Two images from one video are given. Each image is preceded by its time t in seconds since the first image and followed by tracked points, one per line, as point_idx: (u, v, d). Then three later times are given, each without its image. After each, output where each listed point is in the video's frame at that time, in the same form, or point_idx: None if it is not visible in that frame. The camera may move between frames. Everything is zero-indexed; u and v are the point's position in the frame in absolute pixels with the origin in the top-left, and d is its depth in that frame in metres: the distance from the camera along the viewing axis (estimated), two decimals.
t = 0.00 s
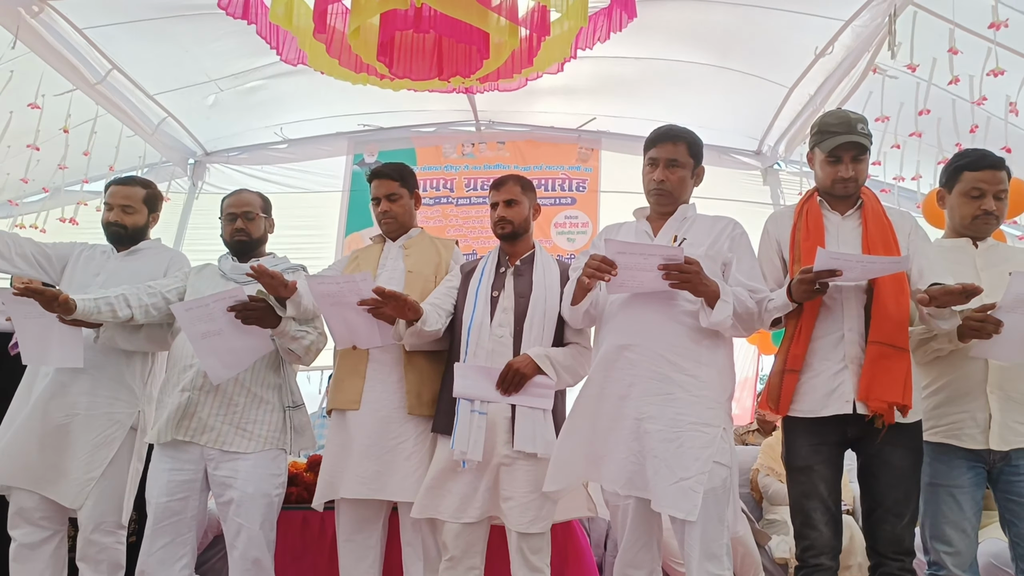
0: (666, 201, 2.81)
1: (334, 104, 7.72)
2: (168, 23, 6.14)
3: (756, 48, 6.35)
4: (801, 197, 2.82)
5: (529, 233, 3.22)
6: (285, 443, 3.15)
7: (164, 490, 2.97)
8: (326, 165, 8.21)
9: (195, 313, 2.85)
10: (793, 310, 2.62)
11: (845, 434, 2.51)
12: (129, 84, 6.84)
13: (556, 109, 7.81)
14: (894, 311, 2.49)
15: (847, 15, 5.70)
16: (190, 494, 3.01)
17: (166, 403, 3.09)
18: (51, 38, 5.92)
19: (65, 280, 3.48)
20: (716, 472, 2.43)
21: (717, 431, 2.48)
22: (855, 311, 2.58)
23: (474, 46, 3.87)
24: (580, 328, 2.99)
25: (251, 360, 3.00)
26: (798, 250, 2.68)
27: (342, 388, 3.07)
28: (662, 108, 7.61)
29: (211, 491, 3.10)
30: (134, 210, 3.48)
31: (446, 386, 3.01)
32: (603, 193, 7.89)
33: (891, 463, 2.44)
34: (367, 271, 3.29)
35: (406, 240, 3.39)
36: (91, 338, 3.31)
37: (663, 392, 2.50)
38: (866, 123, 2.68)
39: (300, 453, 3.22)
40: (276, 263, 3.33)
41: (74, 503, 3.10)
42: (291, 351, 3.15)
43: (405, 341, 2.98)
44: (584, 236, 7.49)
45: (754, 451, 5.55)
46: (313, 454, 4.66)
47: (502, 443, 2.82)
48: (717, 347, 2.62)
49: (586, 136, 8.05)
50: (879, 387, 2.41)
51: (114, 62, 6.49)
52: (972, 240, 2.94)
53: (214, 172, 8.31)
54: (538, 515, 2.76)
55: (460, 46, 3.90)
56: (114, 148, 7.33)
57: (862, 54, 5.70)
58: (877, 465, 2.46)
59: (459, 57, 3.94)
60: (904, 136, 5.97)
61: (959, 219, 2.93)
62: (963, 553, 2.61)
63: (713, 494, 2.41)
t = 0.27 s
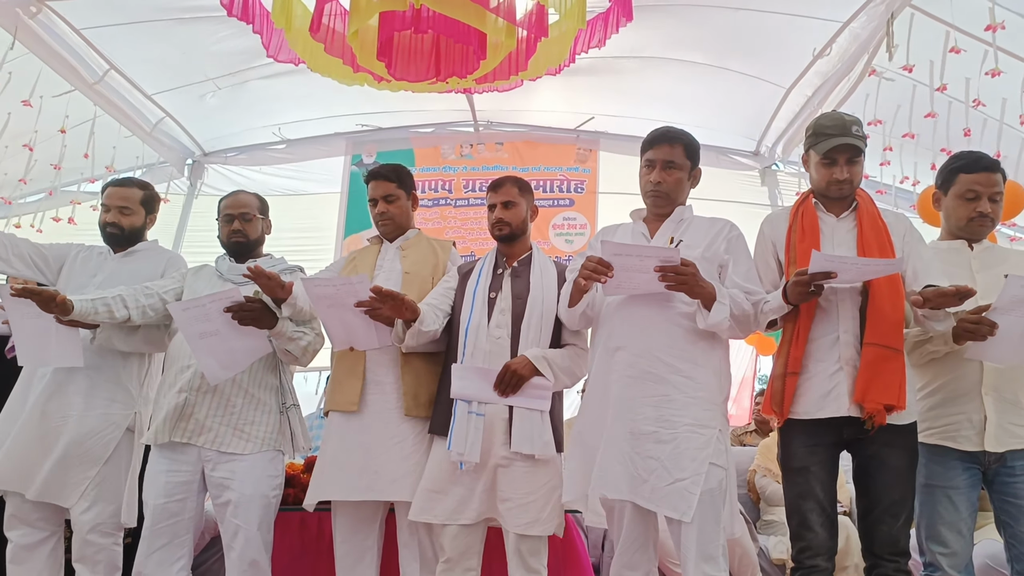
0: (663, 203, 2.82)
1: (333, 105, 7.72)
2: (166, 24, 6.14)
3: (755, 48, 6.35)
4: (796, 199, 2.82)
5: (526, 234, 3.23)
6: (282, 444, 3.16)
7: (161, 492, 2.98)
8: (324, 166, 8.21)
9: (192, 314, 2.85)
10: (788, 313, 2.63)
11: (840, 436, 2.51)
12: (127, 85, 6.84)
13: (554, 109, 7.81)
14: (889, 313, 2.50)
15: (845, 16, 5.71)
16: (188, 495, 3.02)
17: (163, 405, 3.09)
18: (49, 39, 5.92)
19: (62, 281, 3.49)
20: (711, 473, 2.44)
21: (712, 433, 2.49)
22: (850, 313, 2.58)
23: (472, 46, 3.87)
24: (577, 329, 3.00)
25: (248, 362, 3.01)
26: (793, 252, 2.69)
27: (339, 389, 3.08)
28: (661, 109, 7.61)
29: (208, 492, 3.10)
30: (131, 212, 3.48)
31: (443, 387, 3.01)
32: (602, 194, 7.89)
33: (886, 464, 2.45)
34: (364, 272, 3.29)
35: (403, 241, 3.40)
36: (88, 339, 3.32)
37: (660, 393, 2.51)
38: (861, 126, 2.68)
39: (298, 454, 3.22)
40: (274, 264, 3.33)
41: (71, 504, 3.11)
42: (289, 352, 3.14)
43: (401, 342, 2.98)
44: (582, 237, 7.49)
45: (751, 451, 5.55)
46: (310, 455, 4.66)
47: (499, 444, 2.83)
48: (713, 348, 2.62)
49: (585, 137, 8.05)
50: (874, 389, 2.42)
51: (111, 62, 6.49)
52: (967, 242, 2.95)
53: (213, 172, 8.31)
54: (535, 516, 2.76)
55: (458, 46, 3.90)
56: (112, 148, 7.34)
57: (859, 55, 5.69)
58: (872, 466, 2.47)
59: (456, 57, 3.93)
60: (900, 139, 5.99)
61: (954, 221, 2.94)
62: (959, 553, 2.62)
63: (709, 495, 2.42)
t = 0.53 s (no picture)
0: (659, 205, 2.82)
1: (330, 105, 7.73)
2: (163, 25, 6.15)
3: (752, 49, 6.36)
4: (792, 200, 2.83)
5: (523, 236, 3.23)
6: (280, 445, 3.16)
7: (158, 494, 2.98)
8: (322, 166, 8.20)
9: (188, 316, 2.86)
10: (783, 314, 2.63)
11: (836, 437, 2.52)
12: (125, 85, 6.83)
13: (552, 110, 7.82)
14: (884, 315, 2.51)
15: (841, 18, 5.72)
16: (184, 497, 3.02)
17: (159, 407, 3.10)
18: (46, 40, 5.90)
19: (59, 283, 3.48)
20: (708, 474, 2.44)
21: (709, 434, 2.49)
22: (846, 314, 2.59)
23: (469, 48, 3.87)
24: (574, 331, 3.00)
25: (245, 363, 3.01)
26: (788, 254, 2.70)
27: (337, 390, 3.08)
28: (657, 109, 7.63)
29: (205, 494, 3.10)
30: (128, 213, 3.48)
31: (440, 388, 3.02)
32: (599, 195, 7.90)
33: (882, 466, 2.46)
34: (361, 274, 3.29)
35: (400, 243, 3.40)
36: (84, 341, 3.32)
37: (657, 395, 2.52)
38: (856, 128, 2.69)
39: (293, 455, 3.21)
40: (271, 265, 3.33)
41: (68, 505, 3.11)
42: (285, 353, 3.14)
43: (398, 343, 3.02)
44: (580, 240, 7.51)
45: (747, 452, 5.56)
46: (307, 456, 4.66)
47: (496, 445, 2.84)
48: (709, 350, 2.63)
49: (582, 138, 8.06)
50: (870, 391, 2.43)
51: (108, 63, 6.49)
52: (962, 244, 2.96)
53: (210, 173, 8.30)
54: (532, 518, 2.77)
55: (454, 47, 3.90)
56: (110, 148, 7.36)
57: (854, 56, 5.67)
58: (868, 468, 2.47)
59: (452, 58, 3.92)
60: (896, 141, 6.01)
61: (949, 223, 2.95)
62: (954, 555, 2.63)
63: (705, 497, 2.43)
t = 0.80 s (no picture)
0: (657, 205, 2.82)
1: (328, 105, 7.72)
2: (160, 23, 6.14)
3: (750, 50, 6.36)
4: (789, 200, 2.83)
5: (520, 235, 3.23)
6: (277, 446, 3.16)
7: (154, 493, 2.97)
8: (320, 166, 8.19)
9: (184, 314, 2.86)
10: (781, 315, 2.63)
11: (833, 437, 2.52)
12: (122, 85, 6.82)
13: (550, 110, 7.82)
14: (882, 314, 2.51)
15: (839, 18, 5.73)
16: (181, 497, 3.01)
17: (155, 408, 3.09)
18: (42, 38, 5.89)
19: (55, 282, 3.48)
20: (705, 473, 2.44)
21: (707, 434, 2.49)
22: (844, 314, 2.58)
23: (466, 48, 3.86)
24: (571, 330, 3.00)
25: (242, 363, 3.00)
26: (786, 253, 2.69)
27: (334, 391, 3.07)
28: (655, 109, 7.63)
29: (202, 493, 3.10)
30: (125, 213, 3.47)
31: (437, 388, 3.02)
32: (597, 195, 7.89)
33: (879, 466, 2.45)
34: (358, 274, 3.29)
35: (397, 242, 3.39)
36: (81, 340, 3.31)
37: (654, 395, 2.51)
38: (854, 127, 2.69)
39: (288, 455, 3.21)
40: (267, 265, 3.32)
41: (63, 506, 3.10)
42: (281, 353, 3.14)
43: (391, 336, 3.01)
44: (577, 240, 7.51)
45: (745, 452, 5.56)
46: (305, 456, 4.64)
47: (493, 445, 2.83)
48: (707, 349, 2.63)
49: (580, 138, 8.05)
50: (868, 391, 2.42)
51: (105, 62, 6.47)
52: (960, 244, 2.96)
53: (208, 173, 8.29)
54: (529, 517, 2.76)
55: (452, 47, 3.89)
56: (107, 147, 7.34)
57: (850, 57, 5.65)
58: (865, 468, 2.47)
59: (450, 58, 3.91)
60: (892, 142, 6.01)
61: (946, 222, 2.95)
62: (952, 554, 2.62)
63: (703, 497, 2.43)
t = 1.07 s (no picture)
0: (656, 204, 2.81)
1: (327, 105, 7.72)
2: (159, 22, 6.13)
3: (749, 50, 6.36)
4: (789, 199, 2.83)
5: (519, 234, 3.22)
6: (275, 446, 3.15)
7: (152, 493, 2.96)
8: (318, 166, 8.19)
9: (182, 313, 2.84)
10: (780, 314, 2.62)
11: (833, 436, 2.51)
12: (121, 84, 6.81)
13: (549, 110, 7.82)
14: (882, 313, 2.50)
15: (837, 19, 5.74)
16: (179, 496, 3.00)
17: (151, 408, 3.07)
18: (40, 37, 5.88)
19: (51, 281, 3.46)
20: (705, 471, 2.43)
21: (706, 433, 2.48)
22: (844, 312, 2.58)
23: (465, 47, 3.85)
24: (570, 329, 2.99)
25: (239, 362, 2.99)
26: (786, 252, 2.69)
27: (332, 390, 3.06)
28: (654, 109, 7.63)
29: (200, 493, 3.09)
30: (122, 212, 3.46)
31: (435, 387, 3.01)
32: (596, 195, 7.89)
33: (879, 464, 2.45)
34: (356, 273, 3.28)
35: (396, 242, 3.38)
36: (78, 340, 3.29)
37: (653, 394, 2.51)
38: (854, 125, 2.68)
39: (286, 455, 3.20)
40: (265, 263, 3.31)
41: (60, 505, 3.09)
42: (280, 352, 3.13)
43: (392, 341, 3.01)
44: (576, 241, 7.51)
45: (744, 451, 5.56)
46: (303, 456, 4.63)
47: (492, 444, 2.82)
48: (707, 348, 2.62)
49: (579, 138, 8.06)
50: (869, 391, 2.41)
51: (104, 61, 6.47)
52: (959, 242, 2.95)
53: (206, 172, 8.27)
54: (528, 517, 2.75)
55: (450, 46, 3.88)
56: (104, 146, 7.33)
57: (845, 61, 5.78)
58: (865, 466, 2.47)
59: (449, 57, 3.91)
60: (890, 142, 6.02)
61: (946, 221, 2.94)
62: (951, 553, 2.62)
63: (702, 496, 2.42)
